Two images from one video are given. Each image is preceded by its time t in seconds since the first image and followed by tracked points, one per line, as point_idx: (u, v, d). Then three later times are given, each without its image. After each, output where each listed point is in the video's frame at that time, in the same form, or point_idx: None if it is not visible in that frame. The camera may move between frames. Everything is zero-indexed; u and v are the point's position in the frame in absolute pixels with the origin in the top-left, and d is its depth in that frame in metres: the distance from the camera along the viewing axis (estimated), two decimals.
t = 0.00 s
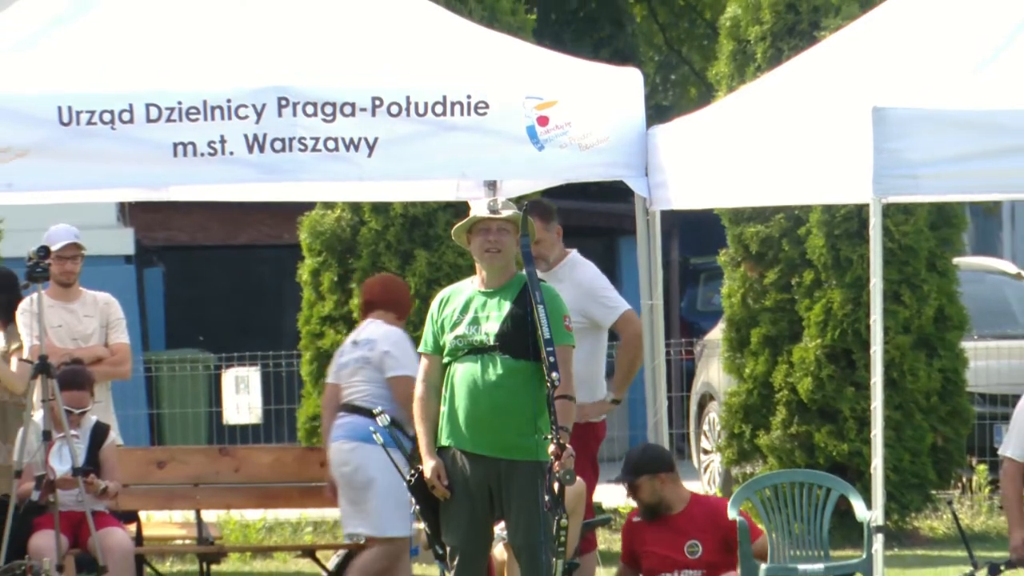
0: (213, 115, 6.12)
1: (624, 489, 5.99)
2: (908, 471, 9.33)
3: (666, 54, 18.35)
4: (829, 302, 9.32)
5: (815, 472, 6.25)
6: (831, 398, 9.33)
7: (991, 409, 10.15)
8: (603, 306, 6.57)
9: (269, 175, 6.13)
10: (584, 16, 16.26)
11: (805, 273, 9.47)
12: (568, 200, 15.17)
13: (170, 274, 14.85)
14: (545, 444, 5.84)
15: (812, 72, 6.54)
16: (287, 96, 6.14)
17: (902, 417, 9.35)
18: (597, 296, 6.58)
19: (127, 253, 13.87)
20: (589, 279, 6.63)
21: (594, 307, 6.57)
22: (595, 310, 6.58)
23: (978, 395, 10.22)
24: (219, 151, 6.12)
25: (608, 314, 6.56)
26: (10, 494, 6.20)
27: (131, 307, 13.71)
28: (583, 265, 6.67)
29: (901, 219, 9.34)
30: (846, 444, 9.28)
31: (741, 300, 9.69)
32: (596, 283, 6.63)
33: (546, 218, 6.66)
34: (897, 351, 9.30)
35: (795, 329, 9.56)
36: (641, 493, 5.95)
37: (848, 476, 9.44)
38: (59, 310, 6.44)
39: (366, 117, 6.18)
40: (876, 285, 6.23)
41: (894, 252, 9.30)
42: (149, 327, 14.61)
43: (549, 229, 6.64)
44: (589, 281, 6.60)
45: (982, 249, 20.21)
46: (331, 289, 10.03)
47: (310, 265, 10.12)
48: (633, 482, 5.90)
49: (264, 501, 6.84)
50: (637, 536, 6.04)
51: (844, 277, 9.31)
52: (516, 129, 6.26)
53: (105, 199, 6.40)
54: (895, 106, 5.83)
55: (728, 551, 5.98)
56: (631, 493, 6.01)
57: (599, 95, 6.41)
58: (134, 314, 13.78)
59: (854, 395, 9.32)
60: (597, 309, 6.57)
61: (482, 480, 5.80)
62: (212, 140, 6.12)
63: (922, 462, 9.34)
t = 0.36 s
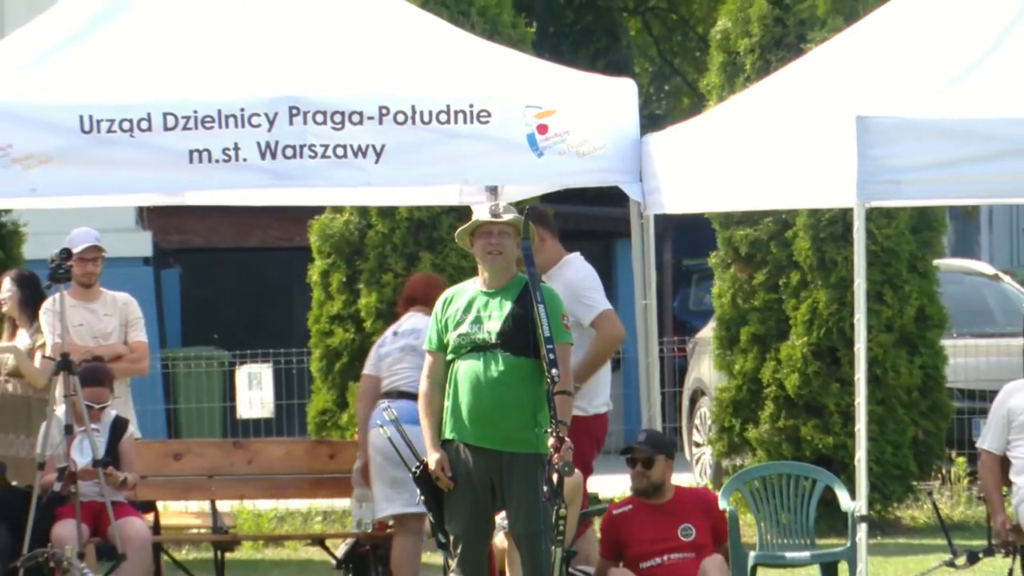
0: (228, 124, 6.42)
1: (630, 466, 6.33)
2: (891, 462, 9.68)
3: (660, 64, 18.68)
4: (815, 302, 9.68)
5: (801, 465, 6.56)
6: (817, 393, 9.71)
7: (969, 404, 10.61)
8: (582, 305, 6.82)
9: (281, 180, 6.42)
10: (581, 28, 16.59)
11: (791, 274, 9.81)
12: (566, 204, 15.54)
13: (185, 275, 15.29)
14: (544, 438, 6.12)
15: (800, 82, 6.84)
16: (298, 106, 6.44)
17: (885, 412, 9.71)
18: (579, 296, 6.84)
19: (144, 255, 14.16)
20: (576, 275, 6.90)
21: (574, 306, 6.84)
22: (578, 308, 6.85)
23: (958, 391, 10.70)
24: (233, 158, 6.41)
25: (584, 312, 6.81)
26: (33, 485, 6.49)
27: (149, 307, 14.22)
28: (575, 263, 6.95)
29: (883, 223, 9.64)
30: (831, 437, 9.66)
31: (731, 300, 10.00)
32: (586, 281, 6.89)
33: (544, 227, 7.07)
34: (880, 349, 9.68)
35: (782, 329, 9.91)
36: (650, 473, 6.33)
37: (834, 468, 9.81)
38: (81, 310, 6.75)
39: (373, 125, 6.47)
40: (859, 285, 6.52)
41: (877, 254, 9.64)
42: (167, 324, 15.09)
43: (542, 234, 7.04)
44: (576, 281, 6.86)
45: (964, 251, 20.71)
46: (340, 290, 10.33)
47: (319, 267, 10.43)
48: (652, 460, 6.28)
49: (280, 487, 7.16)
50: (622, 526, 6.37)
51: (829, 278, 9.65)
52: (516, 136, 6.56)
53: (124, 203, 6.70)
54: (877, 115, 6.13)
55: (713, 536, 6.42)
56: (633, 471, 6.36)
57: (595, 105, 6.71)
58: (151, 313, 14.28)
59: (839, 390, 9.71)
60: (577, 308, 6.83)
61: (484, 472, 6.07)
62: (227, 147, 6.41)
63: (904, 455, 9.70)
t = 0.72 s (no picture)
0: (241, 131, 6.72)
1: (632, 458, 6.93)
2: (874, 455, 10.20)
3: (654, 76, 19.16)
4: (802, 302, 10.18)
5: (789, 457, 6.86)
6: (805, 389, 10.21)
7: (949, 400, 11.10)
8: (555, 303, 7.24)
9: (292, 185, 6.73)
10: (577, 40, 16.86)
11: (780, 275, 10.31)
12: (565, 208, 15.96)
13: (202, 278, 15.83)
14: (543, 432, 6.42)
15: (789, 91, 7.14)
16: (308, 114, 6.75)
17: (869, 407, 10.22)
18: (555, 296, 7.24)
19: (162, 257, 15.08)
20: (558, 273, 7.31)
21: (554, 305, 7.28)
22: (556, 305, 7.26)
23: (938, 387, 11.26)
24: (246, 164, 6.72)
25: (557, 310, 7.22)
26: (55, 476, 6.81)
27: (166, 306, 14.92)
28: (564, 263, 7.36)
29: (867, 226, 10.12)
30: (818, 431, 10.15)
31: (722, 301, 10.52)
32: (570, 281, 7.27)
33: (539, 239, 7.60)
34: (863, 347, 10.17)
35: (770, 327, 10.43)
36: (650, 465, 6.97)
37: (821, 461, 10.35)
38: (100, 309, 7.07)
39: (380, 132, 6.78)
40: (844, 286, 6.83)
41: (860, 256, 10.12)
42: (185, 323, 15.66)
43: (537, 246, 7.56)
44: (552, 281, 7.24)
45: (943, 252, 21.14)
46: (348, 290, 10.66)
47: (328, 269, 10.75)
48: (655, 453, 6.92)
49: (295, 478, 7.46)
50: (610, 514, 6.99)
51: (816, 279, 10.15)
52: (517, 144, 6.87)
53: (142, 207, 7.02)
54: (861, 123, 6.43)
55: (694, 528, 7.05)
56: (631, 463, 6.96)
57: (593, 113, 7.00)
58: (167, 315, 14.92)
59: (824, 386, 10.22)
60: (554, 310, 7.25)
61: (486, 464, 6.36)
62: (240, 153, 6.72)
63: (887, 448, 10.22)
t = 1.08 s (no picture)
0: (254, 138, 7.04)
1: (633, 458, 7.26)
2: (858, 448, 10.59)
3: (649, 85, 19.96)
4: (789, 301, 10.67)
5: (778, 450, 7.15)
6: (793, 384, 10.65)
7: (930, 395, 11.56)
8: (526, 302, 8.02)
9: (302, 190, 7.04)
10: (575, 51, 18.00)
11: (769, 276, 10.79)
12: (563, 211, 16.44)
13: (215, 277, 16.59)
14: (542, 427, 6.72)
15: (778, 100, 7.46)
16: (317, 122, 7.06)
17: (854, 402, 10.64)
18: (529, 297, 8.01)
19: (178, 260, 15.34)
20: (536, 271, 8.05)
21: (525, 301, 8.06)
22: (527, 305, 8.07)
23: (920, 384, 11.63)
24: (258, 170, 7.03)
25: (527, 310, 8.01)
26: (76, 468, 7.12)
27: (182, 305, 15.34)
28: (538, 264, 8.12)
29: (852, 229, 10.62)
30: (804, 425, 10.59)
31: (712, 301, 11.02)
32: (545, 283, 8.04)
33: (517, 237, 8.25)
34: (848, 344, 10.59)
35: (760, 326, 10.91)
36: (649, 463, 7.32)
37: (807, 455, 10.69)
38: (120, 308, 7.43)
39: (387, 139, 7.10)
40: (831, 286, 7.15)
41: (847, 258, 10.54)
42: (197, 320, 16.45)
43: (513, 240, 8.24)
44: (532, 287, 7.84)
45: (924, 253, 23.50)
46: (356, 290, 10.98)
47: (337, 270, 11.08)
48: (654, 452, 7.25)
49: (304, 467, 7.78)
50: (608, 502, 7.34)
51: (803, 279, 10.65)
52: (518, 151, 7.19)
53: (159, 211, 7.34)
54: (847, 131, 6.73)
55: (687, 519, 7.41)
56: (631, 460, 7.30)
57: (590, 120, 7.30)
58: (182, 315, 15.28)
59: (812, 382, 10.65)
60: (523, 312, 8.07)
61: (488, 457, 6.67)
62: (252, 159, 7.03)
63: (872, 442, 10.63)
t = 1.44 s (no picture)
0: (265, 145, 7.35)
1: (635, 461, 7.55)
2: (844, 442, 11.11)
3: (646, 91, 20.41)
4: (778, 301, 11.20)
5: (768, 444, 7.45)
6: (780, 381, 11.22)
7: (912, 390, 12.06)
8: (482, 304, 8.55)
9: (312, 195, 7.36)
10: (574, 62, 18.47)
11: (757, 277, 11.34)
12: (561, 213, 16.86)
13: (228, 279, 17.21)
14: (541, 421, 7.04)
15: (766, 108, 7.79)
16: (326, 129, 7.38)
17: (840, 398, 11.10)
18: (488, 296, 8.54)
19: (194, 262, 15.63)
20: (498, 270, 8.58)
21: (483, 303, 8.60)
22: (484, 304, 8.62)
23: (903, 379, 12.18)
24: (269, 175, 7.34)
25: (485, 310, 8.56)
26: (95, 460, 7.44)
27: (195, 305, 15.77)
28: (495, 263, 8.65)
29: (838, 232, 11.07)
30: (792, 419, 11.16)
31: (704, 300, 11.56)
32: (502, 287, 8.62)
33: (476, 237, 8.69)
34: (834, 342, 11.09)
35: (750, 324, 11.43)
36: (648, 465, 7.61)
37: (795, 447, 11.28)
38: (137, 308, 7.78)
39: (393, 146, 7.42)
40: (817, 286, 7.45)
41: (832, 259, 11.06)
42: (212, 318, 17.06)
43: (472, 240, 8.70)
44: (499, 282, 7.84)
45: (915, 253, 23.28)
46: (363, 290, 11.35)
47: (345, 271, 11.43)
48: (653, 455, 7.53)
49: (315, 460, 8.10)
50: (606, 492, 7.68)
51: (791, 280, 11.17)
52: (519, 157, 7.51)
53: (174, 215, 7.66)
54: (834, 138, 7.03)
55: (680, 514, 7.73)
56: (631, 462, 7.59)
57: (587, 128, 7.64)
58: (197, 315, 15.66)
59: (799, 378, 11.21)
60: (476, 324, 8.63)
61: (489, 449, 6.98)
62: (264, 165, 7.34)
63: (856, 436, 11.12)
